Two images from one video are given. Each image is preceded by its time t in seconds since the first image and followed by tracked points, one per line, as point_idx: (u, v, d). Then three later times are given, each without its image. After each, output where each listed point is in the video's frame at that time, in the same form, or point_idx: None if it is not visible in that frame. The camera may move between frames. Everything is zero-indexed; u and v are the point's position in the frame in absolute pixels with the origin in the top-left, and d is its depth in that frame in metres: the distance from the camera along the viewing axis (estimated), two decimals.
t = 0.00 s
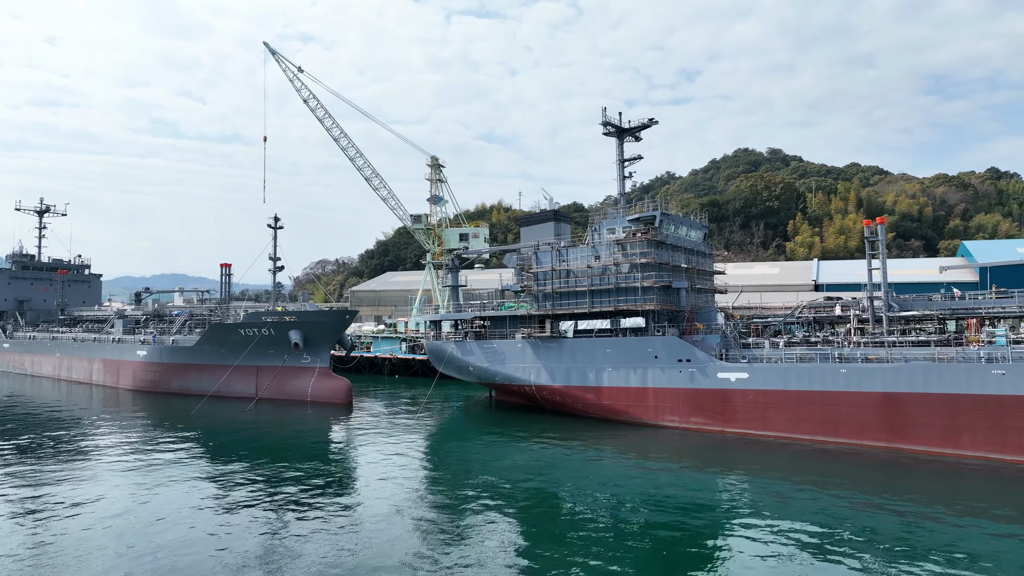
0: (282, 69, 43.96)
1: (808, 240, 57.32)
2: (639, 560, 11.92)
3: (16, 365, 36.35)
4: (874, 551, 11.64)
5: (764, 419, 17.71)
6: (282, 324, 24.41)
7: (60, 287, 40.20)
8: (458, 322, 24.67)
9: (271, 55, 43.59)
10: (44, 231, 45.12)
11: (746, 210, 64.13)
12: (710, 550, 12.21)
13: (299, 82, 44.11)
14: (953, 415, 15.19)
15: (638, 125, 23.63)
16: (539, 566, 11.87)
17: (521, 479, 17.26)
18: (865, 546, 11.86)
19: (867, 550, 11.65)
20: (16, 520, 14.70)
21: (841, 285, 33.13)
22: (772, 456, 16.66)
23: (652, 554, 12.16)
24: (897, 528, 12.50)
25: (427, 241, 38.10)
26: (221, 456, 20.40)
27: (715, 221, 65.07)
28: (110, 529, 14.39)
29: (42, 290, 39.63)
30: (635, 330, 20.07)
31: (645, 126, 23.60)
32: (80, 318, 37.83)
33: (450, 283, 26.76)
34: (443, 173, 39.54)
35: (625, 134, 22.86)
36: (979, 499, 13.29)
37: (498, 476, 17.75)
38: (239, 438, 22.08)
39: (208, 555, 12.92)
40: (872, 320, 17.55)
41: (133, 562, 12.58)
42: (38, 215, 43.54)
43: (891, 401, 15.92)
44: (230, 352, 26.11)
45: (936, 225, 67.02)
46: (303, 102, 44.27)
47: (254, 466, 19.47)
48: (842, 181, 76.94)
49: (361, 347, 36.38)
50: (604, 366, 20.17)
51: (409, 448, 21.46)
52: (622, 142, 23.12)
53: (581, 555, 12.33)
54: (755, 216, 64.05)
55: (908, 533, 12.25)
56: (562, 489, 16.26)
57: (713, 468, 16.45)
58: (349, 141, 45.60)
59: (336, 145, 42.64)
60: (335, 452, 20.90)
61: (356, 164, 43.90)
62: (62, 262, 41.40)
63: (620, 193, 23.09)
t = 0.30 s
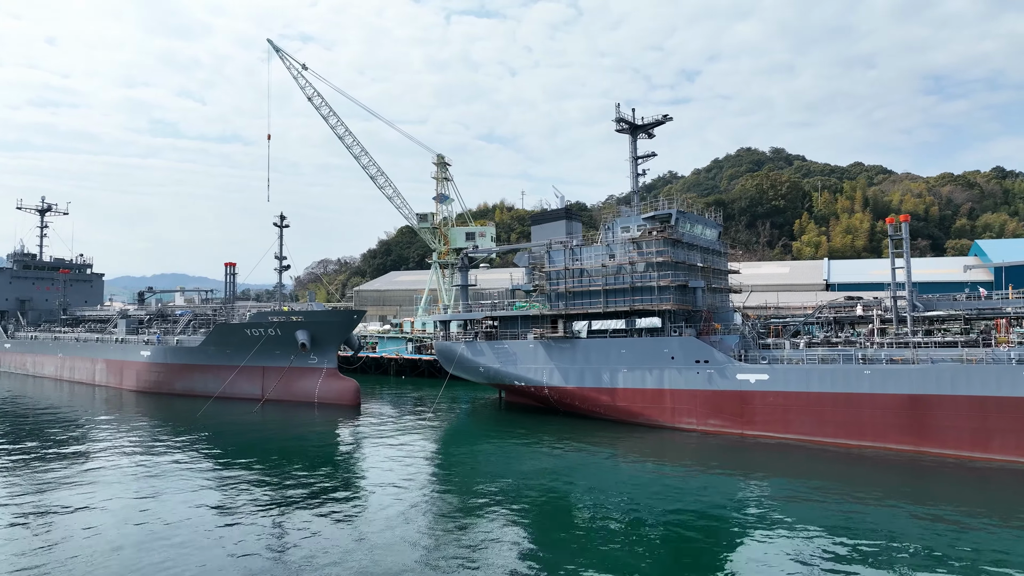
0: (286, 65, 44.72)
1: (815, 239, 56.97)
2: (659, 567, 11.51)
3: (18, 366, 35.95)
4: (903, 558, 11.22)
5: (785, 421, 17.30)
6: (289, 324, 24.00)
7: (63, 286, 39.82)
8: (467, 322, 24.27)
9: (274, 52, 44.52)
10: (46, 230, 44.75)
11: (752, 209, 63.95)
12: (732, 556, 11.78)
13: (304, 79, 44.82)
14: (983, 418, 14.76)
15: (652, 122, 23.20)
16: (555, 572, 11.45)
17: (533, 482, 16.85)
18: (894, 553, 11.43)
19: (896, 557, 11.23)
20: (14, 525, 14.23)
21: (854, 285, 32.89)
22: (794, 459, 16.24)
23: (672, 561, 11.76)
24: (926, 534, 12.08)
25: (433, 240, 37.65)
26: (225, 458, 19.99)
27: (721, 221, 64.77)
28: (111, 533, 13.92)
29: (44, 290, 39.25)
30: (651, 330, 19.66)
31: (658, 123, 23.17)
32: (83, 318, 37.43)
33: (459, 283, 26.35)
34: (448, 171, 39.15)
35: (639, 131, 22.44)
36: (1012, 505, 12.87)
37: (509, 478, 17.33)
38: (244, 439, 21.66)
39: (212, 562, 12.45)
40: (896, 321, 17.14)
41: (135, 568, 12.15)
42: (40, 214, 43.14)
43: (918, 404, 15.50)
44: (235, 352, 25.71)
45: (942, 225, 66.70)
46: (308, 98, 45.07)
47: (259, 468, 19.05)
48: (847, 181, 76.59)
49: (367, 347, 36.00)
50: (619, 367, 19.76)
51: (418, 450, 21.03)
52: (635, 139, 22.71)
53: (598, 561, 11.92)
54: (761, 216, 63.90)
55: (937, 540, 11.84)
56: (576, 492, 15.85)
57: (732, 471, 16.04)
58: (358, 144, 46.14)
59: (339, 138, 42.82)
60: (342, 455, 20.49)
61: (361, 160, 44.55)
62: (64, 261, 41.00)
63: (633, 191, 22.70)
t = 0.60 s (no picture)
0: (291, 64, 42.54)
1: (821, 240, 56.60)
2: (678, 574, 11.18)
3: (20, 367, 35.60)
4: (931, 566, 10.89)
5: (805, 424, 16.98)
6: (296, 325, 23.65)
7: (66, 286, 39.48)
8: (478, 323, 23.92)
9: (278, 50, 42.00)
10: (48, 229, 44.33)
11: (757, 209, 63.64)
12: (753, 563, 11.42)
13: (307, 78, 42.72)
14: (1011, 422, 14.42)
15: (666, 120, 22.83)
16: None
17: (545, 485, 16.52)
18: (922, 561, 11.08)
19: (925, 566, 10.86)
20: (15, 529, 13.90)
21: (866, 286, 32.61)
22: (817, 463, 15.91)
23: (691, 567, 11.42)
24: (954, 542, 11.73)
25: (440, 240, 37.27)
26: (230, 461, 19.64)
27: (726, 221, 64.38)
28: (114, 538, 13.57)
29: (47, 290, 38.92)
30: (667, 331, 19.33)
31: (673, 121, 22.81)
32: (86, 318, 37.10)
33: (470, 283, 26.00)
34: (455, 170, 38.75)
35: (653, 128, 22.07)
36: None
37: (521, 482, 17.01)
38: (249, 442, 21.31)
39: (217, 567, 12.09)
40: (920, 323, 16.81)
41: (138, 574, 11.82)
42: (42, 213, 42.77)
43: (945, 408, 15.15)
44: (242, 353, 25.37)
45: (949, 225, 66.33)
46: (312, 97, 42.68)
47: (265, 471, 18.71)
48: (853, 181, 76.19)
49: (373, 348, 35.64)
50: (634, 369, 19.41)
51: (426, 453, 20.66)
52: (649, 137, 22.35)
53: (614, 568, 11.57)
54: (766, 216, 63.60)
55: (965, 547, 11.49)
56: (589, 496, 15.50)
57: (750, 475, 15.72)
58: (365, 145, 44.38)
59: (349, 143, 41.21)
60: (351, 458, 20.14)
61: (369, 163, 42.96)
62: (66, 261, 40.66)
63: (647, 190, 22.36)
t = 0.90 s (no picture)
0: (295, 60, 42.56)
1: (827, 240, 56.37)
2: None
3: (25, 367, 35.40)
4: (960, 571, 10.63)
5: (826, 427, 16.72)
6: (306, 325, 23.41)
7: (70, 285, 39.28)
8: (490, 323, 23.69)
9: (284, 48, 42.64)
10: (52, 228, 44.15)
11: (763, 209, 63.40)
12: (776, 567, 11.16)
13: (313, 77, 42.62)
14: None
15: (680, 118, 22.57)
16: None
17: (558, 487, 16.25)
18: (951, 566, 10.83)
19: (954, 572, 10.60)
20: (21, 530, 13.68)
21: (877, 286, 32.34)
22: (839, 466, 15.64)
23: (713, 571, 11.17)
24: (982, 546, 11.46)
25: (446, 239, 37.01)
26: (237, 462, 19.39)
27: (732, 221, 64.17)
28: (116, 542, 13.22)
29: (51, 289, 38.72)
30: (684, 331, 19.08)
31: (687, 119, 22.52)
32: (90, 318, 36.87)
33: (481, 282, 25.73)
34: (462, 169, 38.48)
35: (667, 126, 21.80)
36: None
37: (535, 484, 16.75)
38: (257, 443, 21.06)
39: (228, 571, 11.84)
40: (944, 323, 16.57)
41: None
42: (46, 212, 42.58)
43: (971, 410, 14.88)
44: (250, 354, 25.14)
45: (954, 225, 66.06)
46: (318, 95, 42.83)
47: (273, 473, 18.46)
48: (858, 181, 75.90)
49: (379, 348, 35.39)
50: (650, 370, 19.15)
51: (436, 455, 20.40)
52: (663, 135, 22.09)
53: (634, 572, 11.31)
54: (772, 216, 63.37)
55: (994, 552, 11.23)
56: (604, 498, 15.24)
57: (770, 478, 15.45)
58: (372, 144, 43.98)
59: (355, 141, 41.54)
60: (361, 459, 19.88)
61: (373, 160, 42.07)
62: (70, 260, 40.47)
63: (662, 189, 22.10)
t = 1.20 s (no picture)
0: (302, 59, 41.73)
1: (834, 239, 56.15)
2: None
3: (30, 367, 35.20)
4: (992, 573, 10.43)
5: (849, 428, 16.52)
6: (317, 325, 23.20)
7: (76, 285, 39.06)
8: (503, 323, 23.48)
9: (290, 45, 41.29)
10: (57, 228, 43.98)
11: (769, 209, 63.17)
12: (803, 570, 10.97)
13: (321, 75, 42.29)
14: None
15: (695, 116, 22.36)
16: None
17: (575, 489, 16.03)
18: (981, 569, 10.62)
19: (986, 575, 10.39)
20: (32, 532, 13.46)
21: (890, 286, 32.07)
22: (863, 468, 15.43)
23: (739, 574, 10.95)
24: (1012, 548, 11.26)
25: (455, 239, 36.77)
26: (247, 464, 19.16)
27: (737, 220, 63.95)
28: (125, 545, 12.99)
29: (56, 289, 38.51)
30: (702, 331, 18.89)
31: (703, 117, 22.31)
32: (96, 318, 36.68)
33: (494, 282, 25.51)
34: (469, 168, 38.23)
35: (683, 124, 21.62)
36: None
37: (550, 485, 16.53)
38: (268, 445, 20.84)
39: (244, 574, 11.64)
40: (968, 323, 16.37)
41: None
42: (51, 212, 42.37)
43: (998, 411, 14.67)
44: (261, 354, 24.94)
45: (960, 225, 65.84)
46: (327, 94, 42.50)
47: (284, 474, 18.25)
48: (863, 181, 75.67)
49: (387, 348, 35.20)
50: (668, 370, 18.94)
51: (449, 456, 20.17)
52: (678, 133, 21.89)
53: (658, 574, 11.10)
54: (778, 216, 63.14)
55: None
56: (622, 500, 15.02)
57: (793, 479, 15.24)
58: (377, 141, 44.18)
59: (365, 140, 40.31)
60: (374, 460, 19.65)
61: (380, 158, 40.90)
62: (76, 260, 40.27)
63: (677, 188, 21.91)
